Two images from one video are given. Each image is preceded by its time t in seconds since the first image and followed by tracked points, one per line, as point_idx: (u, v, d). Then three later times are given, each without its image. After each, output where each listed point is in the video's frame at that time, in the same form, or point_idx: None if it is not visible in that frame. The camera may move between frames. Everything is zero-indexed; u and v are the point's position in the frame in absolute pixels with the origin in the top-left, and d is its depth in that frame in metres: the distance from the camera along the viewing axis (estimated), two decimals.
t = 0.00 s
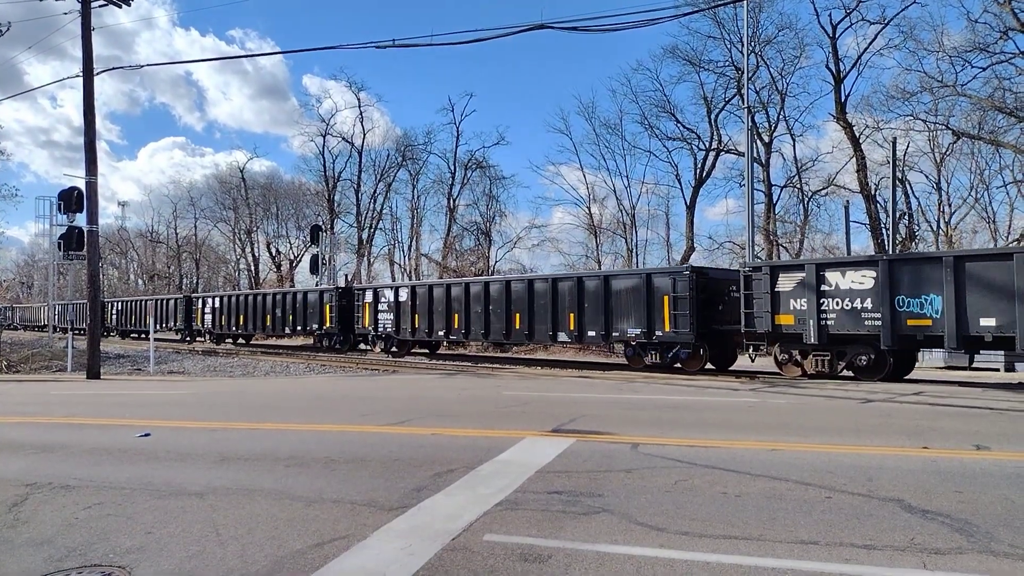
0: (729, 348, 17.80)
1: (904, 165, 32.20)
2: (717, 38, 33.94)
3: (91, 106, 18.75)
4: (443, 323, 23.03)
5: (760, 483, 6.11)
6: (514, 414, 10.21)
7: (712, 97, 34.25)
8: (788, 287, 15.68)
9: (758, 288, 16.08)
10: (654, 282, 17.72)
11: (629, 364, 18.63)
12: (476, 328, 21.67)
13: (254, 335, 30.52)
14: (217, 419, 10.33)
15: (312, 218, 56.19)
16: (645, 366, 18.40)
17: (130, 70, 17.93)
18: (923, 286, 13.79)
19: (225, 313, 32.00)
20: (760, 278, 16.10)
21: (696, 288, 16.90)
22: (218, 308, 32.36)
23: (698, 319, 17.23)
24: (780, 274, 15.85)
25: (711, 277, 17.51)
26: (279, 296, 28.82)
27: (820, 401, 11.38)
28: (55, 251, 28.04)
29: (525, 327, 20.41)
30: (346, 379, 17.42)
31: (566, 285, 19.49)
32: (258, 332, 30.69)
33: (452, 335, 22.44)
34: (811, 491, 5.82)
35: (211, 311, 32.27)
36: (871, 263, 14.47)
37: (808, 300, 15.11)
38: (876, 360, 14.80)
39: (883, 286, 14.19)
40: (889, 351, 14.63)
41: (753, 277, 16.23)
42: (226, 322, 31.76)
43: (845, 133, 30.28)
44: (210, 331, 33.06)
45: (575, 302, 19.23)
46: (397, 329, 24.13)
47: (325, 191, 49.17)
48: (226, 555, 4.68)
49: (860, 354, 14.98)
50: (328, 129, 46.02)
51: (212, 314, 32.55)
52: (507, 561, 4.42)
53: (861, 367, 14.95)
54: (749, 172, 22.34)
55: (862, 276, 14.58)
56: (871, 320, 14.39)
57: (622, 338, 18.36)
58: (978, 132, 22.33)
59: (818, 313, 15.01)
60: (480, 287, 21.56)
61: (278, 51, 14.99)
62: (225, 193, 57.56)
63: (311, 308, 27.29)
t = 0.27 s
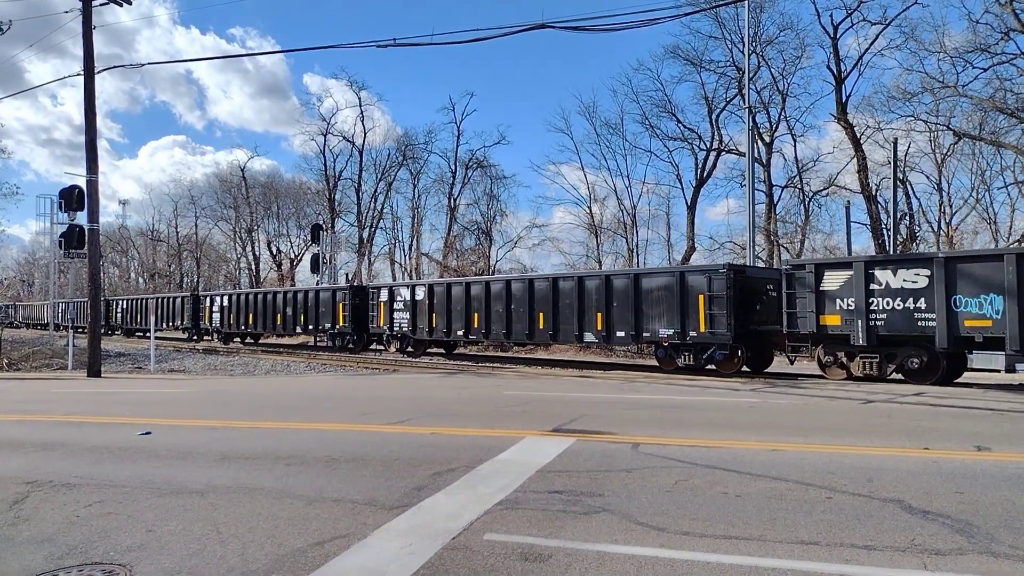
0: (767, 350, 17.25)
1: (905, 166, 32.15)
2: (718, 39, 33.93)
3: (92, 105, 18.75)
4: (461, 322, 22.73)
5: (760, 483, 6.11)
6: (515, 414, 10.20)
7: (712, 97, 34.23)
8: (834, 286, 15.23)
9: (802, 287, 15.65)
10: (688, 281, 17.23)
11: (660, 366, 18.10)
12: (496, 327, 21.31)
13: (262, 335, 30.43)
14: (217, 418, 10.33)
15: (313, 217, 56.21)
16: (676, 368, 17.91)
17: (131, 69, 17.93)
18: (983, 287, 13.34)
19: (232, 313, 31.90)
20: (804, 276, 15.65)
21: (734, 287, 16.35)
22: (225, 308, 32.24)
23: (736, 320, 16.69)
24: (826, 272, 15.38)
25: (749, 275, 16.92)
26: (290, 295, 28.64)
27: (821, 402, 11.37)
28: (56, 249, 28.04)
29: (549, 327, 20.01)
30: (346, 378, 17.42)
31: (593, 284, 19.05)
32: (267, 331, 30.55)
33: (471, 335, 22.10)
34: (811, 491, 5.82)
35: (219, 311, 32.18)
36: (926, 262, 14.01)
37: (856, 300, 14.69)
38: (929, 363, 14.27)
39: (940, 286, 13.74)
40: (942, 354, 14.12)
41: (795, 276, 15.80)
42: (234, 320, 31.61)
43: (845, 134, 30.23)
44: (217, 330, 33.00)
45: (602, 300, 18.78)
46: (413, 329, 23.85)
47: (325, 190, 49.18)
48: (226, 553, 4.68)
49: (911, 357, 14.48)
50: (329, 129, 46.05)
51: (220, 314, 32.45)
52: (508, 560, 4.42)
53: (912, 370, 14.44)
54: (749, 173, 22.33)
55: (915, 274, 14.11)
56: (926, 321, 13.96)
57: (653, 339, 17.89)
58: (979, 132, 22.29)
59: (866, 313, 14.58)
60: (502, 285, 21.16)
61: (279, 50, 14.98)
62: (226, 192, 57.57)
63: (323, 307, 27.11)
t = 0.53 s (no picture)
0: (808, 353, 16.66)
1: (908, 167, 32.13)
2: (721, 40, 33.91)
3: (96, 105, 18.80)
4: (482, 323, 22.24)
5: (762, 485, 6.10)
6: (517, 415, 10.21)
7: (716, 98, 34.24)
8: (885, 286, 14.74)
9: (852, 287, 15.14)
10: (726, 281, 16.62)
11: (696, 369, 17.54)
12: (520, 328, 20.82)
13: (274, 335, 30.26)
14: (219, 418, 10.35)
15: (315, 218, 56.33)
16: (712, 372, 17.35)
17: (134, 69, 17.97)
18: None
19: (241, 313, 31.76)
20: (853, 276, 15.15)
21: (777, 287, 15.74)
22: (234, 308, 32.06)
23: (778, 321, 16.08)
24: (877, 271, 14.87)
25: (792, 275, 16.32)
26: (303, 295, 28.40)
27: (824, 403, 11.36)
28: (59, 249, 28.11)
29: (577, 328, 19.49)
30: (348, 378, 17.44)
31: (624, 284, 18.50)
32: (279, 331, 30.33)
33: (494, 336, 21.62)
34: (814, 493, 5.81)
35: (228, 311, 32.09)
36: (986, 261, 13.54)
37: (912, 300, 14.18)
38: (989, 367, 13.76)
39: (1002, 286, 13.24)
40: (1004, 357, 13.62)
41: (845, 276, 15.30)
42: (245, 321, 31.41)
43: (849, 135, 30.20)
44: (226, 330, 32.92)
45: (634, 301, 18.22)
46: (432, 329, 23.46)
47: (328, 191, 49.26)
48: (228, 554, 4.69)
49: (969, 362, 13.97)
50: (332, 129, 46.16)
51: (230, 314, 32.32)
52: (509, 562, 4.43)
53: (971, 376, 13.91)
54: (752, 173, 22.33)
55: (975, 274, 13.64)
56: (987, 323, 13.47)
57: (688, 341, 17.31)
58: (983, 134, 22.26)
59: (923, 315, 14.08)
60: (526, 285, 20.66)
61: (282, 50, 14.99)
62: (229, 192, 57.70)
63: (337, 308, 26.85)
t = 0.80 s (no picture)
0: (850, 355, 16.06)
1: (907, 168, 32.18)
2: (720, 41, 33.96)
3: (94, 105, 18.79)
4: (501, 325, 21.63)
5: (762, 485, 6.11)
6: (516, 416, 10.21)
7: (715, 99, 34.30)
8: (938, 285, 14.02)
9: (901, 286, 14.42)
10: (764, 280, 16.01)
11: (731, 372, 16.96)
12: (543, 329, 20.22)
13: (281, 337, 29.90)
14: (218, 419, 10.34)
15: (314, 219, 56.34)
16: (750, 374, 16.76)
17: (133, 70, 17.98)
18: None
19: (247, 313, 31.41)
20: (903, 274, 14.41)
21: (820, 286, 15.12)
22: (240, 309, 31.68)
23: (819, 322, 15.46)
24: (927, 269, 14.14)
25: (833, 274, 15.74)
26: (313, 295, 27.94)
27: (823, 404, 11.37)
28: (58, 250, 28.07)
29: (603, 330, 18.90)
30: (347, 379, 17.44)
31: (653, 284, 17.89)
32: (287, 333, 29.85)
33: (514, 337, 21.03)
34: (813, 494, 5.81)
35: (235, 312, 31.82)
36: None
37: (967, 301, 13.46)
38: None
39: None
40: None
41: (893, 273, 14.58)
42: (253, 322, 30.95)
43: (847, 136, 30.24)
44: (232, 331, 32.65)
45: (665, 301, 17.61)
46: (449, 331, 22.88)
47: (327, 192, 49.27)
48: (227, 554, 4.69)
49: None
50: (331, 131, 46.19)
51: (236, 315, 32.01)
52: (509, 562, 4.43)
53: None
54: (751, 175, 22.36)
55: None
56: None
57: (723, 343, 16.70)
58: (981, 135, 22.30)
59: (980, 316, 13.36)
60: (549, 285, 20.07)
61: (281, 52, 14.99)
62: (227, 193, 57.68)
63: (349, 308, 26.38)
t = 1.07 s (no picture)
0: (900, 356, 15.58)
1: (908, 168, 32.17)
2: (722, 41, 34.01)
3: (96, 106, 18.82)
4: (524, 326, 21.15)
5: (764, 486, 6.10)
6: (517, 416, 10.21)
7: (716, 100, 34.35)
8: (999, 283, 13.62)
9: (960, 285, 14.03)
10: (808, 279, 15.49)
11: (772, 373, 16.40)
12: (569, 330, 19.78)
13: (292, 338, 29.59)
14: (221, 420, 10.36)
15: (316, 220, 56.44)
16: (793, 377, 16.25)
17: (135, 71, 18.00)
18: None
19: (257, 315, 31.10)
20: (961, 272, 14.01)
21: (869, 285, 14.62)
22: (250, 310, 31.37)
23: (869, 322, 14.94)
24: (987, 267, 13.74)
25: (881, 272, 15.25)
26: (327, 296, 27.60)
27: (824, 405, 11.36)
28: (61, 251, 28.12)
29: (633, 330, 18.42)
30: (348, 380, 17.45)
31: (687, 283, 17.41)
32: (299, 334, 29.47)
33: (539, 338, 20.60)
34: (815, 494, 5.81)
35: (245, 313, 31.56)
36: None
37: None
38: None
39: None
40: None
41: (951, 272, 14.12)
42: (263, 323, 30.63)
43: (849, 136, 30.23)
44: (241, 333, 32.38)
45: (701, 300, 17.10)
46: (469, 332, 22.47)
47: (329, 193, 49.34)
48: (229, 555, 4.69)
49: None
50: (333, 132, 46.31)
51: (245, 316, 31.73)
52: (510, 562, 4.43)
53: None
54: (753, 175, 22.36)
55: None
56: None
57: (764, 344, 16.20)
58: (983, 135, 22.28)
59: None
60: (576, 285, 19.63)
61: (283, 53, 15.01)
62: (229, 194, 57.79)
63: (364, 309, 25.99)
